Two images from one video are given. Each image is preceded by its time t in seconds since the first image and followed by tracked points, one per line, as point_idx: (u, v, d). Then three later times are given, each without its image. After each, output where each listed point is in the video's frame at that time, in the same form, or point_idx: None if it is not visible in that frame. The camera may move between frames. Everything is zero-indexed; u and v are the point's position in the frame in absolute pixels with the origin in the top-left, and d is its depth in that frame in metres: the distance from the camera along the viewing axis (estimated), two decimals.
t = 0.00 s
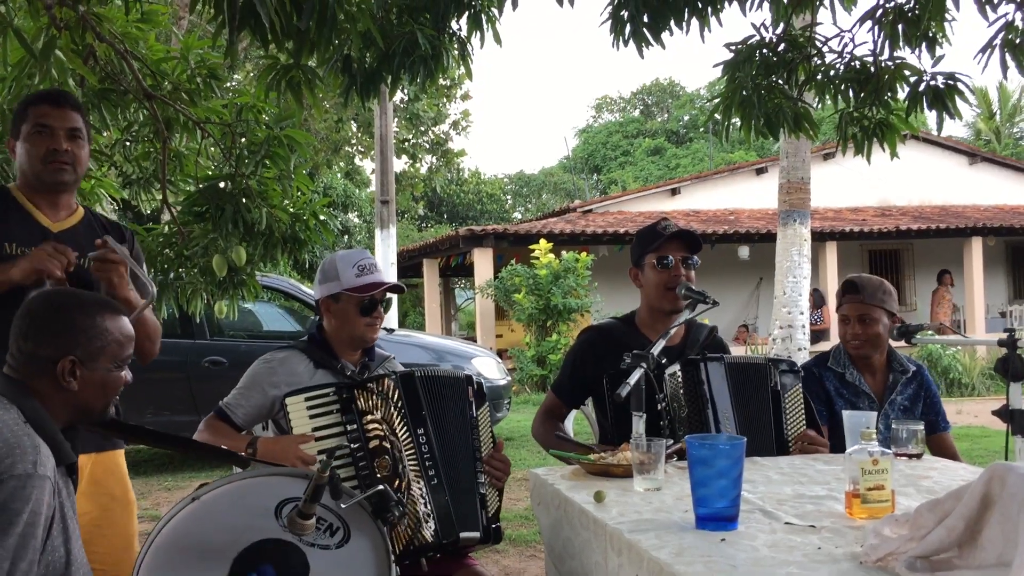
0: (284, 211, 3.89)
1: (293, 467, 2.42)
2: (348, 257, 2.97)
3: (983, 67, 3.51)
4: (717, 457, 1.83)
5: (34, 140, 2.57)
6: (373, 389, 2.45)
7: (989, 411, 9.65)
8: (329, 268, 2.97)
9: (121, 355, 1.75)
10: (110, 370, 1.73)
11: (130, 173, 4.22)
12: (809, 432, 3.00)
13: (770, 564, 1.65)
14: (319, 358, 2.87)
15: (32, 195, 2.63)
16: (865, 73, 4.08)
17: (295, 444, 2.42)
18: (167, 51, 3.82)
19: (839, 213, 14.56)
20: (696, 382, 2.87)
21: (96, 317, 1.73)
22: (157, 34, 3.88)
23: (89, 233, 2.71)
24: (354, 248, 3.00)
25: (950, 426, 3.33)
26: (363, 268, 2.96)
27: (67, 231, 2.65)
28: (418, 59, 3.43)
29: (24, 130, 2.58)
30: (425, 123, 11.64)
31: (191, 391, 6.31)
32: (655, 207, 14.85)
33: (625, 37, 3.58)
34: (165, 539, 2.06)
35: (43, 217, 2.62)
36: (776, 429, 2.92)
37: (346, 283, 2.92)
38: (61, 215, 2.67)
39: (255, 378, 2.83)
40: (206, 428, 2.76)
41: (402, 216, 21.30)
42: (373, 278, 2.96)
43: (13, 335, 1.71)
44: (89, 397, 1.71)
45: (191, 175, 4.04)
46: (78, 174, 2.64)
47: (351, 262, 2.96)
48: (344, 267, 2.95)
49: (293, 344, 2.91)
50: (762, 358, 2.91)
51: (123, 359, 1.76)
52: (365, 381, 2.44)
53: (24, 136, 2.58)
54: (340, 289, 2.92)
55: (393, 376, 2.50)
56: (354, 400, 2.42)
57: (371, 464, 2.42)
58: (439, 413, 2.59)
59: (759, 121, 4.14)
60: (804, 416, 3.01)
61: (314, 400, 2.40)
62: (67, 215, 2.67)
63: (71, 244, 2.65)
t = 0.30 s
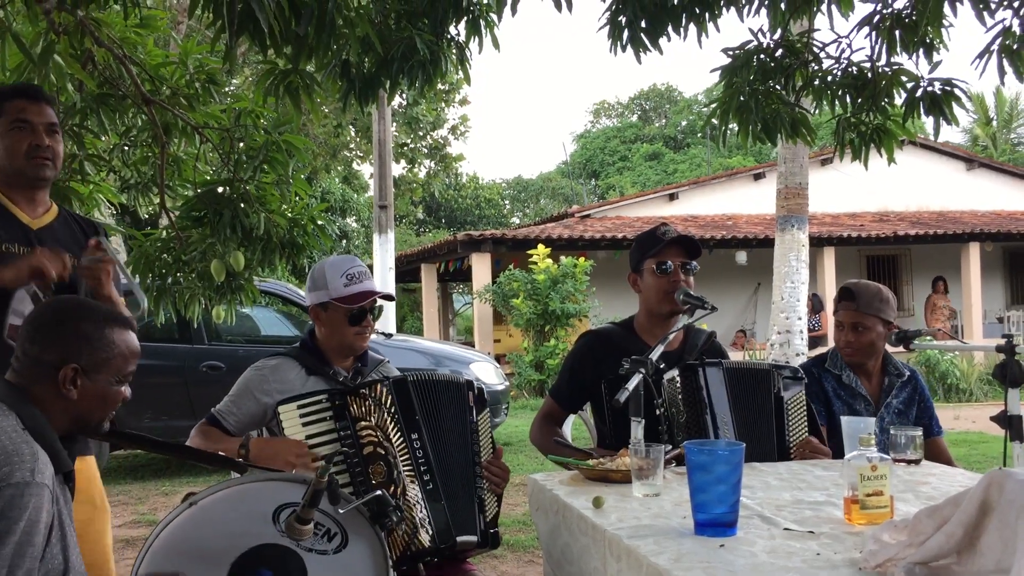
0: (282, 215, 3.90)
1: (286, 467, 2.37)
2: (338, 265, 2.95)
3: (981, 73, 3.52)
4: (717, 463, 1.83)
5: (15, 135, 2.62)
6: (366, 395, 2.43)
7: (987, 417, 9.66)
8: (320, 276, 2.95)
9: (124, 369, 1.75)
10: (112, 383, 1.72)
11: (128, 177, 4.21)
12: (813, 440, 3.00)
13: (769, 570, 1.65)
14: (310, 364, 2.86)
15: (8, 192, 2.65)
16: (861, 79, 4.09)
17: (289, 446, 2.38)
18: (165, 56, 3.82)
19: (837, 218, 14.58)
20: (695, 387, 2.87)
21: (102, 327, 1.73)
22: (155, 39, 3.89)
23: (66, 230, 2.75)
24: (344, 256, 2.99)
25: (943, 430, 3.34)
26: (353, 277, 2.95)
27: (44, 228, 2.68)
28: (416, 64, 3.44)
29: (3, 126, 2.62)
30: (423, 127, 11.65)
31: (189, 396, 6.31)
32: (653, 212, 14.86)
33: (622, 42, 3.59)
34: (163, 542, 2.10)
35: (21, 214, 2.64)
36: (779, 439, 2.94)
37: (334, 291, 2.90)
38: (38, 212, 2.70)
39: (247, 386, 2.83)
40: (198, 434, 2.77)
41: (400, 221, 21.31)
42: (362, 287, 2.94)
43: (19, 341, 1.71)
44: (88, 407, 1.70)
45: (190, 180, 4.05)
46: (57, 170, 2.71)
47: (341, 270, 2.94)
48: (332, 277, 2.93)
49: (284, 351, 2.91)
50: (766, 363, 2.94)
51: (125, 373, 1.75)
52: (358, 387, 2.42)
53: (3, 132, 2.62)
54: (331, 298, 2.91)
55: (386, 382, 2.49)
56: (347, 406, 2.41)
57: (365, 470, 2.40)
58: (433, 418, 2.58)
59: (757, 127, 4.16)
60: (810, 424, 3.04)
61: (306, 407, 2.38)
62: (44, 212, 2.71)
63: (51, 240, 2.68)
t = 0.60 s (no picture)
0: (281, 218, 3.89)
1: (282, 458, 2.37)
2: (324, 292, 2.80)
3: (978, 77, 3.53)
4: (715, 466, 1.83)
5: (6, 141, 2.62)
6: (362, 395, 2.43)
7: (986, 420, 9.67)
8: (305, 298, 2.82)
9: (122, 374, 1.74)
10: (109, 387, 1.72)
11: (126, 180, 4.21)
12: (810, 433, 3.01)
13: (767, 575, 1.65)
14: (300, 369, 2.84)
15: None
16: (859, 83, 4.10)
17: (282, 433, 2.39)
18: (164, 59, 3.82)
19: (835, 222, 14.60)
20: (689, 393, 2.85)
21: (100, 331, 1.73)
22: (154, 42, 3.89)
23: (49, 236, 2.73)
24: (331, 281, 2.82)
25: (942, 434, 3.34)
26: (340, 305, 2.80)
27: (29, 233, 2.67)
28: (414, 68, 3.43)
29: None
30: (422, 130, 11.67)
31: (186, 399, 6.30)
32: (651, 215, 14.87)
33: (620, 45, 3.60)
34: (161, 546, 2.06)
35: (8, 218, 2.62)
36: (773, 435, 2.95)
37: (319, 319, 2.78)
38: (21, 217, 2.67)
39: (236, 396, 2.81)
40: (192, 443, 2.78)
41: (399, 224, 21.32)
42: (350, 315, 2.81)
43: (19, 342, 1.72)
44: (85, 411, 1.70)
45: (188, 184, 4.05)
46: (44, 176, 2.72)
47: (327, 299, 2.79)
48: (319, 304, 2.79)
49: (271, 358, 2.88)
50: (756, 366, 2.95)
51: (123, 379, 1.75)
52: (353, 387, 2.43)
53: None
54: (315, 326, 2.80)
55: (382, 381, 2.47)
56: (342, 406, 2.42)
57: (362, 469, 2.42)
58: (430, 418, 2.56)
59: (755, 130, 4.17)
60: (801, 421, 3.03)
61: (301, 408, 2.40)
62: (28, 217, 2.69)
63: (35, 247, 2.66)
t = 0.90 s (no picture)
0: (280, 221, 3.90)
1: (277, 475, 2.35)
2: (302, 309, 2.78)
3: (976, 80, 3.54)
4: (713, 470, 1.83)
5: (10, 142, 2.62)
6: (350, 403, 2.41)
7: (984, 424, 9.68)
8: (286, 308, 2.82)
9: (122, 388, 1.74)
10: (107, 399, 1.71)
11: (125, 183, 4.21)
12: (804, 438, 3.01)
13: None
14: (289, 377, 2.85)
15: None
16: (857, 86, 4.09)
17: (274, 450, 2.37)
18: (164, 62, 3.83)
19: (833, 225, 14.61)
20: (688, 399, 2.86)
21: (107, 342, 1.73)
22: (154, 45, 3.90)
23: (42, 234, 2.76)
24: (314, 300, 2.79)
25: (943, 438, 3.34)
26: (315, 325, 2.77)
27: (23, 234, 2.70)
28: (412, 71, 3.43)
29: None
30: (421, 133, 11.68)
31: (185, 402, 6.30)
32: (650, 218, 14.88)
33: (619, 48, 3.60)
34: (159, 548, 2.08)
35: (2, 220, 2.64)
36: (769, 440, 2.94)
37: (292, 335, 2.78)
38: (13, 217, 2.70)
39: (226, 408, 2.80)
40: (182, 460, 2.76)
41: (398, 227, 21.33)
42: (324, 338, 2.78)
43: (25, 346, 1.72)
44: (82, 420, 1.70)
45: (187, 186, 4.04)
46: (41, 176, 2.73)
47: (303, 316, 2.77)
48: (293, 322, 2.78)
49: (259, 369, 2.88)
50: (749, 367, 2.95)
51: (122, 393, 1.74)
52: (342, 395, 2.41)
53: None
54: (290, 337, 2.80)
55: (370, 389, 2.47)
56: (331, 415, 2.40)
57: (355, 477, 2.40)
58: (420, 423, 2.56)
59: (753, 133, 4.17)
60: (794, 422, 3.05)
61: (290, 420, 2.38)
62: (20, 217, 2.72)
63: (30, 247, 2.70)
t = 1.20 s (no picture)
0: (280, 225, 3.91)
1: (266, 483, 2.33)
2: (298, 296, 2.84)
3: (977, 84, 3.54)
4: (714, 474, 1.83)
5: (32, 148, 2.64)
6: (340, 407, 2.40)
7: (985, 428, 9.67)
8: (277, 303, 2.84)
9: (121, 386, 1.74)
10: (107, 398, 1.71)
11: (126, 187, 4.21)
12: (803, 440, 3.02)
13: None
14: (275, 386, 2.84)
15: (4, 201, 2.64)
16: (858, 90, 4.10)
17: (264, 457, 2.36)
18: (164, 66, 3.84)
19: (833, 229, 14.61)
20: (689, 402, 2.86)
21: (103, 341, 1.73)
22: (155, 49, 3.91)
23: (54, 241, 2.79)
24: (305, 286, 2.88)
25: (943, 443, 3.34)
26: (316, 307, 2.85)
27: (36, 239, 2.71)
28: (413, 75, 3.44)
29: (23, 140, 2.62)
30: (421, 137, 11.68)
31: (185, 406, 6.29)
32: (649, 222, 14.88)
33: (620, 52, 3.60)
34: (160, 552, 2.09)
35: (15, 224, 2.66)
36: (769, 447, 2.95)
37: (295, 325, 2.80)
38: (28, 223, 2.71)
39: (216, 422, 2.77)
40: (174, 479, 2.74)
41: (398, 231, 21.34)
42: (324, 318, 2.85)
43: (23, 347, 1.72)
44: (82, 421, 1.69)
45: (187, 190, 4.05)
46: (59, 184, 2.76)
47: (302, 302, 2.83)
48: (293, 308, 2.81)
49: (245, 380, 2.86)
50: (745, 372, 2.93)
51: (121, 392, 1.74)
52: (331, 400, 2.39)
53: (21, 146, 2.62)
54: (290, 330, 2.81)
55: (359, 393, 2.45)
56: (321, 420, 2.39)
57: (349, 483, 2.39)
58: (412, 426, 2.55)
59: (754, 137, 4.18)
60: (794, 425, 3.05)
61: (280, 428, 2.37)
62: (34, 222, 2.73)
63: (43, 253, 2.71)
